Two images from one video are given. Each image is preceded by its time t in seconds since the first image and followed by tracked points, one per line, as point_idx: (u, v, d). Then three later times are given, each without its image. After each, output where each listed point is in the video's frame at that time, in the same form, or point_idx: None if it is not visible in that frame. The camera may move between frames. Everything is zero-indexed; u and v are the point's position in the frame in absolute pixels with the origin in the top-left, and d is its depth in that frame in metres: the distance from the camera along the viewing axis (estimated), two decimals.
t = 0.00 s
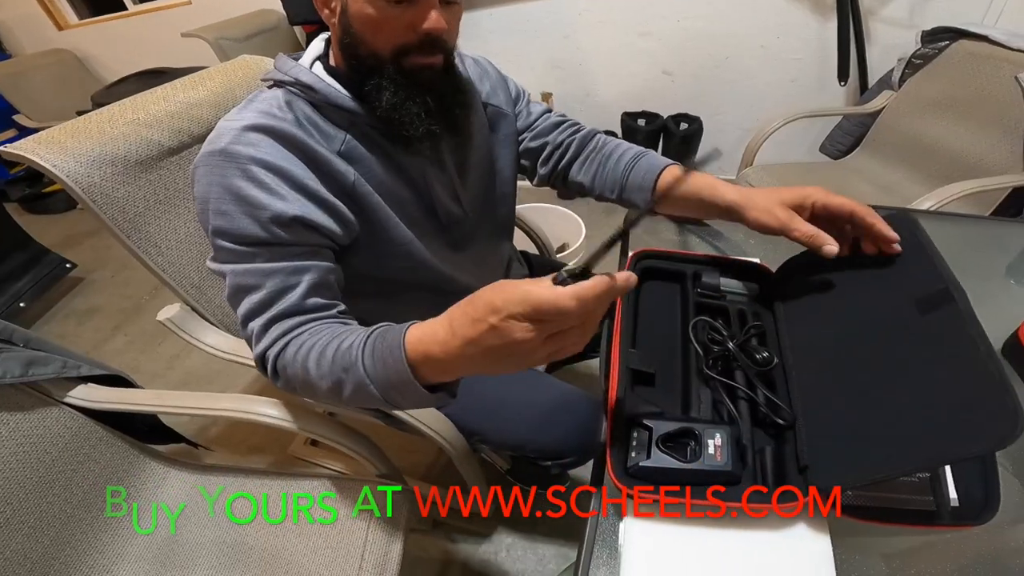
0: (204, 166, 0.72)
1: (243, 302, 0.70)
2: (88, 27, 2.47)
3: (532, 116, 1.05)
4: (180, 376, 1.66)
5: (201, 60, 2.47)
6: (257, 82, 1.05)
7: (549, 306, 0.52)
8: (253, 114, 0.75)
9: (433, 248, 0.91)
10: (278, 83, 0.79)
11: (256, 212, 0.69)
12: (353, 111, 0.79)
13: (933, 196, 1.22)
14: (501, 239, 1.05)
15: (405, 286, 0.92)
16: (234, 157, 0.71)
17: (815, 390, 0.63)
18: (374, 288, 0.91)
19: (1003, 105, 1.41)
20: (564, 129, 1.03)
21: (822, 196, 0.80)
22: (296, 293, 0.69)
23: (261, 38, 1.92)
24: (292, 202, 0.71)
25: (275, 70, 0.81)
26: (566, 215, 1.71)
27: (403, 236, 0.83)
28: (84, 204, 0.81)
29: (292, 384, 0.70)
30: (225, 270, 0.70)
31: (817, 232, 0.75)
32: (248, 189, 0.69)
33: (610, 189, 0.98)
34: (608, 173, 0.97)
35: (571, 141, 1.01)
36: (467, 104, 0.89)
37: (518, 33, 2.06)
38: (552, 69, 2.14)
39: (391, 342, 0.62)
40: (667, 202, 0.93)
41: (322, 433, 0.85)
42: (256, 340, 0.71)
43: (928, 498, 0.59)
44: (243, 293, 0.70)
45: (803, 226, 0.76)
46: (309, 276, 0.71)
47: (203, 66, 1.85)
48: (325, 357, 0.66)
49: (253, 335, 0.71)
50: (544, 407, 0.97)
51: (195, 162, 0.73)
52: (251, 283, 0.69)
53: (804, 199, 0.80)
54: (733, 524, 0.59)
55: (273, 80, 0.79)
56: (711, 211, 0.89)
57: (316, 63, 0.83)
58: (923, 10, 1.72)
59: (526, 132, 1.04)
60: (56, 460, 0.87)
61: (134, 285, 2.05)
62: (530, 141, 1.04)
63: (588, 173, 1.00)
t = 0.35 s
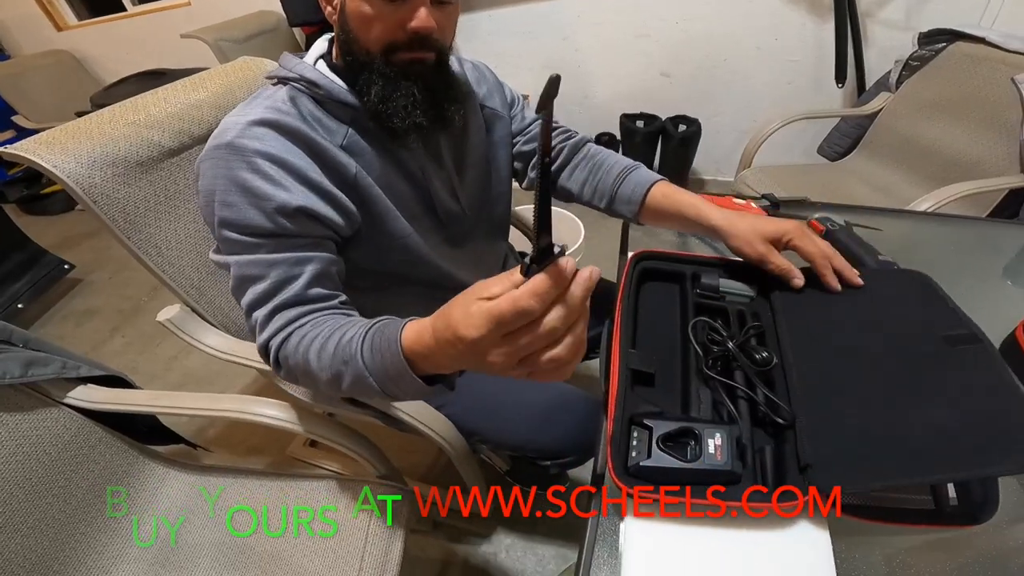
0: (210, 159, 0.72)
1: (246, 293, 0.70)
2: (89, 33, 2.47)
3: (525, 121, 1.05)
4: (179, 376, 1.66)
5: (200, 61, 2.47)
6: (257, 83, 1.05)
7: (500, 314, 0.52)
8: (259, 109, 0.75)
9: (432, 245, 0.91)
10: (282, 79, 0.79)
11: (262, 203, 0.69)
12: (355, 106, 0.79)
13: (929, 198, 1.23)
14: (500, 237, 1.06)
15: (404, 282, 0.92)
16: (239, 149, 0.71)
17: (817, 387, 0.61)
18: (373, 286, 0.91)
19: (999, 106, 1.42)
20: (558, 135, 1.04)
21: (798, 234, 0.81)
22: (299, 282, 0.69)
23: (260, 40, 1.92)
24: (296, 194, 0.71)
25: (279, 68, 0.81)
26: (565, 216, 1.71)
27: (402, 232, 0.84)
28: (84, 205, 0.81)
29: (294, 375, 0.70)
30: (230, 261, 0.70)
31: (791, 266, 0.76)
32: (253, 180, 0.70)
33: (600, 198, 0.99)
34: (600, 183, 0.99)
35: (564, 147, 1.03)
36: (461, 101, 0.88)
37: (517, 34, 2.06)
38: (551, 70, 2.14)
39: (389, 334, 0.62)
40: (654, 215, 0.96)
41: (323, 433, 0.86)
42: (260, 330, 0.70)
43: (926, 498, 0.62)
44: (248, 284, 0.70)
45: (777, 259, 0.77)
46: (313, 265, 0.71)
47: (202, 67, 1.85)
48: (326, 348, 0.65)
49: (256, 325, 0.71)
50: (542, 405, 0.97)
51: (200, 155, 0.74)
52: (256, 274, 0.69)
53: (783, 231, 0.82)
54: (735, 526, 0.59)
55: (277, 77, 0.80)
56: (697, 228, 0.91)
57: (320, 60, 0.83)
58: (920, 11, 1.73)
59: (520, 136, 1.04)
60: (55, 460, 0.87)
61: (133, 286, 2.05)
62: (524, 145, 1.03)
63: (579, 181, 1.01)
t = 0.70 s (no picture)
0: (232, 186, 0.74)
1: (264, 316, 0.72)
2: (108, 50, 2.53)
3: (530, 150, 1.11)
4: (190, 397, 1.68)
5: (215, 82, 2.53)
6: (274, 109, 1.08)
7: (505, 328, 0.51)
8: (278, 137, 0.78)
9: (442, 272, 0.93)
10: (300, 108, 0.82)
11: (281, 229, 0.71)
12: (369, 136, 0.81)
13: (933, 224, 1.24)
14: (508, 263, 1.08)
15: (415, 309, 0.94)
16: (259, 176, 0.73)
17: (823, 412, 0.62)
18: (384, 311, 0.93)
19: (1002, 127, 1.43)
20: (560, 164, 1.09)
21: (795, 262, 0.82)
22: (315, 306, 0.71)
23: (274, 62, 1.96)
24: (314, 221, 0.73)
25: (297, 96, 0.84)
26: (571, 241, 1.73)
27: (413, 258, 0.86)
28: (106, 231, 0.83)
29: (309, 396, 0.71)
30: (249, 286, 0.72)
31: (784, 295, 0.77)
32: (273, 207, 0.72)
33: (602, 227, 1.03)
34: (601, 213, 1.03)
35: (568, 176, 1.07)
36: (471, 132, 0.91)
37: (524, 58, 2.11)
38: (558, 95, 2.18)
39: (401, 351, 0.63)
40: (654, 244, 0.98)
41: (336, 457, 0.87)
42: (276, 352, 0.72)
43: (929, 519, 0.60)
44: (266, 308, 0.72)
45: (772, 287, 0.79)
46: (329, 290, 0.73)
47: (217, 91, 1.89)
48: (339, 367, 0.67)
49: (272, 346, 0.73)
50: (549, 430, 0.99)
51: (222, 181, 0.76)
52: (274, 298, 0.71)
53: (781, 260, 0.83)
54: (740, 547, 0.59)
55: (295, 106, 0.83)
56: (694, 257, 0.93)
57: (336, 89, 0.86)
58: (922, 32, 1.75)
59: (526, 164, 1.10)
60: (73, 480, 0.89)
61: (146, 307, 2.09)
62: (529, 173, 1.10)
63: (582, 211, 1.05)
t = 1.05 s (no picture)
0: (252, 221, 0.78)
1: (283, 348, 0.76)
2: (128, 72, 2.60)
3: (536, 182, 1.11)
4: (199, 417, 1.71)
5: (230, 105, 2.59)
6: (291, 136, 1.11)
7: (518, 378, 0.53)
8: (297, 173, 0.81)
9: (452, 301, 0.96)
10: (318, 144, 0.86)
11: (301, 265, 0.75)
12: (384, 171, 0.85)
13: (934, 253, 1.26)
14: (515, 292, 1.11)
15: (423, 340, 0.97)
16: (280, 213, 0.77)
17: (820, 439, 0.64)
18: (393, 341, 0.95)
19: (1001, 153, 1.45)
20: (565, 196, 1.12)
21: (791, 295, 0.85)
22: (333, 339, 0.75)
23: (288, 86, 2.02)
24: (331, 257, 0.77)
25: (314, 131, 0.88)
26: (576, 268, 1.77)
27: (423, 291, 0.88)
28: (131, 257, 0.87)
29: (324, 423, 0.75)
30: (269, 319, 0.76)
31: (782, 328, 0.80)
32: (293, 244, 0.75)
33: (605, 259, 1.07)
34: (605, 245, 1.07)
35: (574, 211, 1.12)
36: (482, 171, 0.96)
37: (532, 85, 2.16)
38: (565, 121, 2.23)
39: (416, 384, 0.67)
40: (656, 275, 1.02)
41: (345, 477, 0.89)
42: (294, 382, 0.76)
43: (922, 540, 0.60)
44: (285, 339, 0.76)
45: (770, 319, 0.81)
46: (345, 324, 0.77)
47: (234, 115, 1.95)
48: (356, 398, 0.71)
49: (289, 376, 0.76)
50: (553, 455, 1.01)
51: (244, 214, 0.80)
52: (292, 331, 0.75)
53: (777, 292, 0.86)
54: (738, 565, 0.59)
55: (312, 140, 0.87)
56: (694, 288, 0.96)
57: (351, 124, 0.90)
58: (923, 57, 1.79)
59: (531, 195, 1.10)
60: (90, 495, 0.92)
61: (158, 327, 2.13)
62: (534, 205, 1.09)
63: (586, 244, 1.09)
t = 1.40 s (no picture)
0: (265, 235, 0.80)
1: (294, 359, 0.78)
2: (139, 82, 2.65)
3: (542, 197, 1.13)
4: (204, 424, 1.72)
5: (239, 116, 2.63)
6: (301, 148, 1.13)
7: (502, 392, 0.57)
8: (309, 188, 0.83)
9: (455, 308, 0.97)
10: (329, 158, 0.88)
11: (312, 279, 0.77)
12: (394, 187, 0.86)
13: (933, 266, 1.27)
14: (520, 305, 1.12)
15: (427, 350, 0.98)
16: (292, 227, 0.79)
17: (817, 448, 0.66)
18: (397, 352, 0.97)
19: (999, 166, 1.47)
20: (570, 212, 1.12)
21: (790, 310, 0.86)
22: (343, 351, 0.77)
23: (297, 97, 2.05)
24: (341, 272, 0.79)
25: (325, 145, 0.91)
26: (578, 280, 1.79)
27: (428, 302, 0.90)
28: (145, 265, 0.89)
29: (332, 432, 0.77)
30: (280, 330, 0.78)
31: (782, 342, 0.81)
32: (304, 258, 0.77)
33: (608, 273, 1.09)
34: (609, 260, 1.09)
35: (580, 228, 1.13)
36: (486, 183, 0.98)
37: (536, 97, 2.20)
38: (568, 133, 2.26)
39: (427, 397, 0.69)
40: (658, 289, 1.03)
41: (348, 483, 0.91)
42: (304, 392, 0.78)
43: (916, 546, 0.60)
44: (296, 351, 0.78)
45: (770, 333, 0.82)
46: (355, 336, 0.79)
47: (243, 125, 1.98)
48: (366, 409, 0.73)
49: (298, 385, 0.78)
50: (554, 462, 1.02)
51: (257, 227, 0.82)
52: (304, 342, 0.77)
53: (776, 308, 0.87)
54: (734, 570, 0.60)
55: (324, 154, 0.89)
56: (695, 304, 0.97)
57: (361, 139, 0.91)
58: (922, 70, 1.81)
59: (536, 212, 1.12)
60: (98, 499, 0.93)
61: (164, 335, 2.15)
62: (539, 221, 1.12)
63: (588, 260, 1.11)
